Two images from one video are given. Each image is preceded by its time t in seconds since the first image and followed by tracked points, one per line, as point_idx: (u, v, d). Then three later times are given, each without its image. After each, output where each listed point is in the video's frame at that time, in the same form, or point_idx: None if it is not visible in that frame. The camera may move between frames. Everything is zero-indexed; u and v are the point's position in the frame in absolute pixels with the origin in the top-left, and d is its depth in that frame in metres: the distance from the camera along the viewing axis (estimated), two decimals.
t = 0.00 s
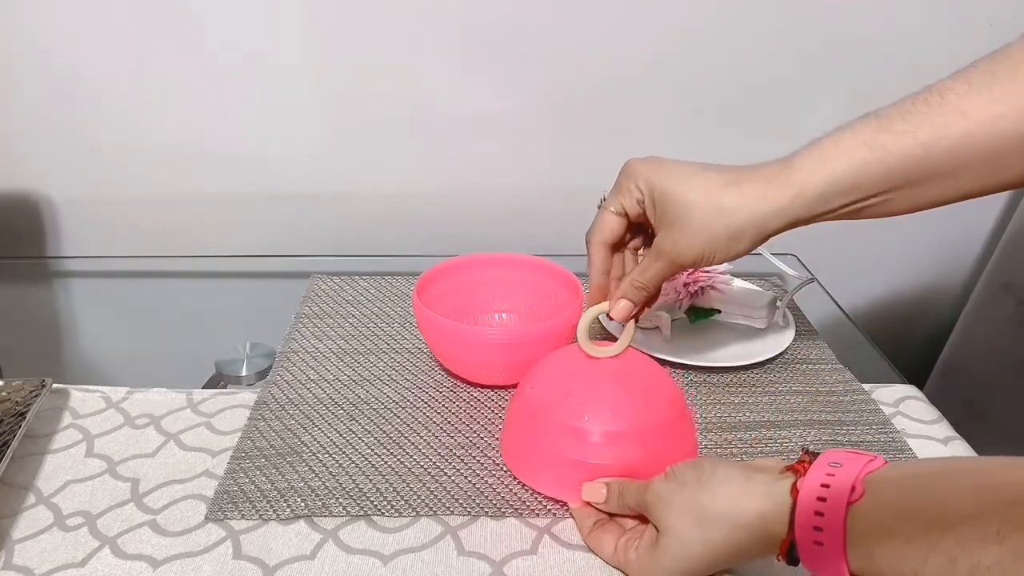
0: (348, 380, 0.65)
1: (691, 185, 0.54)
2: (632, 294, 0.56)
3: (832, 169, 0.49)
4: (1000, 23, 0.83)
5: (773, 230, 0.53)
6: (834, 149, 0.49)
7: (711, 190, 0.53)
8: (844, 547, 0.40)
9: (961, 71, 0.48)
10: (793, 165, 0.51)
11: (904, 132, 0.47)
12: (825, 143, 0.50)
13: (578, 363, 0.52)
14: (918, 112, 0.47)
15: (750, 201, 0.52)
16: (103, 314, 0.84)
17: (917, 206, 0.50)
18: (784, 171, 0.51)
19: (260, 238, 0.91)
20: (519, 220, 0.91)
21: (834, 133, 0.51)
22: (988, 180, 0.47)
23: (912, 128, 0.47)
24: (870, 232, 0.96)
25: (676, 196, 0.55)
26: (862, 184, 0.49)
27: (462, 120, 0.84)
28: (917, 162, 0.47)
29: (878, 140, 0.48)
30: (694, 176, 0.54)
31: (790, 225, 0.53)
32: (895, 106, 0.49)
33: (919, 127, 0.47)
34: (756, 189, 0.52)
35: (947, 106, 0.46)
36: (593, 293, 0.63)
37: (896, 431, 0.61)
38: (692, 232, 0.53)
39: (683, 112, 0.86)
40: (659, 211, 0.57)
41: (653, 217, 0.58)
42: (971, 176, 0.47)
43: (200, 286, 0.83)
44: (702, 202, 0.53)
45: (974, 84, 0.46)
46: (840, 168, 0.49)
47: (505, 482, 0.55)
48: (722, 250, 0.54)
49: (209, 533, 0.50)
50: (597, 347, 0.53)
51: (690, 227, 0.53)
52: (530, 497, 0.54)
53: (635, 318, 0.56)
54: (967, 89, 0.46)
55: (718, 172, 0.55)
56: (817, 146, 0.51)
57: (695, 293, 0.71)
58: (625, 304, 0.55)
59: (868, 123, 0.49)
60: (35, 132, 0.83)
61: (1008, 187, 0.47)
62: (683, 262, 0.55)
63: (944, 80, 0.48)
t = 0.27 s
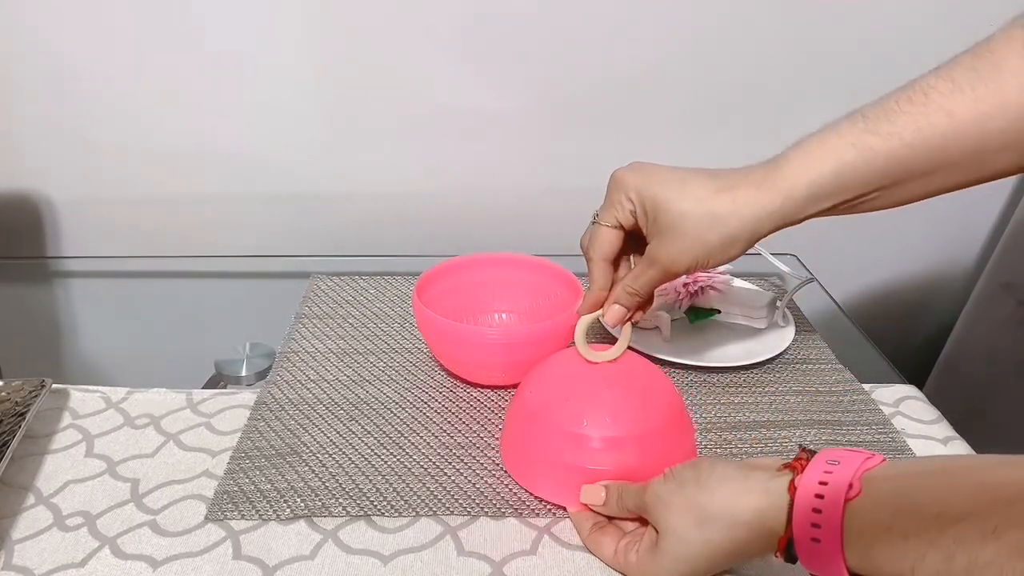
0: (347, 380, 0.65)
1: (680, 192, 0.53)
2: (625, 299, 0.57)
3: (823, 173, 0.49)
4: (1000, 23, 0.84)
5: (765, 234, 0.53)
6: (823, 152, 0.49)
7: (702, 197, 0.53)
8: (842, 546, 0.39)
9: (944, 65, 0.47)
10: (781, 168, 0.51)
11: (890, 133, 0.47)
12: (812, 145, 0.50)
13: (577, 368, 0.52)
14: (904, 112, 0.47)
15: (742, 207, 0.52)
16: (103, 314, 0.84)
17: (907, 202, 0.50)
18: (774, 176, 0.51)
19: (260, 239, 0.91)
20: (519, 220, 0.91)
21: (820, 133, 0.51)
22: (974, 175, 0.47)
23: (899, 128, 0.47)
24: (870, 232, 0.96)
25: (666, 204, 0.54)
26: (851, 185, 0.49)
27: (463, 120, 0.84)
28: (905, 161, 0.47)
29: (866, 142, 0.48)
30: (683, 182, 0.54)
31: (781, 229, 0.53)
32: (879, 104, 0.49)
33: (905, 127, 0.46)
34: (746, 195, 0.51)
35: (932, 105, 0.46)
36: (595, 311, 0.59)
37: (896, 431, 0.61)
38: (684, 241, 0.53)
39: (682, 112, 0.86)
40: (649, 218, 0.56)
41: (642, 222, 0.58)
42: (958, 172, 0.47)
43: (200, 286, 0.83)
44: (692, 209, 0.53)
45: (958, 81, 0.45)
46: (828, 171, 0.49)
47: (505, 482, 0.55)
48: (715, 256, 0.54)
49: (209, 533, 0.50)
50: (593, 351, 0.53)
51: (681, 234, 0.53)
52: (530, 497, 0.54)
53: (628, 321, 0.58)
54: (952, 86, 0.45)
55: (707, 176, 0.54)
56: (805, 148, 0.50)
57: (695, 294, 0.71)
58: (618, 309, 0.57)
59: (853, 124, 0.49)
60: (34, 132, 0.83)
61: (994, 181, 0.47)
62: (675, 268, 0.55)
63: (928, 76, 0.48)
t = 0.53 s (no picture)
0: (347, 381, 0.65)
1: (684, 202, 0.53)
2: (625, 306, 0.56)
3: (827, 182, 0.49)
4: (1001, 24, 0.84)
5: (770, 243, 0.53)
6: (829, 161, 0.49)
7: (707, 207, 0.52)
8: (843, 543, 0.39)
9: (944, 70, 0.48)
10: (786, 177, 0.51)
11: (896, 141, 0.47)
12: (817, 153, 0.50)
13: (578, 371, 0.52)
14: (909, 120, 0.47)
15: (748, 218, 0.51)
16: (102, 314, 0.84)
17: (907, 208, 0.51)
18: (780, 186, 0.51)
19: (260, 238, 0.91)
20: (519, 220, 0.91)
21: (822, 140, 0.51)
22: (975, 181, 0.48)
23: (904, 137, 0.47)
24: (870, 232, 0.96)
25: (670, 214, 0.53)
26: (856, 194, 0.49)
27: (462, 120, 0.84)
28: (909, 170, 0.47)
29: (871, 152, 0.48)
30: (686, 192, 0.53)
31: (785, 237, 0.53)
32: (882, 110, 0.49)
33: (911, 136, 0.47)
34: (752, 205, 0.51)
35: (937, 112, 0.46)
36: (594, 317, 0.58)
37: (895, 431, 0.61)
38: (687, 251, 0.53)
39: (682, 111, 0.85)
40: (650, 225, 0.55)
41: (643, 229, 0.57)
42: (960, 178, 0.48)
43: (199, 285, 0.83)
44: (697, 220, 0.52)
45: (961, 88, 0.46)
46: (834, 181, 0.49)
47: (505, 482, 0.55)
48: (718, 265, 0.54)
49: (209, 533, 0.50)
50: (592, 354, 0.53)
51: (687, 246, 0.53)
52: (530, 497, 0.53)
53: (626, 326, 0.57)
54: (956, 94, 0.46)
55: (710, 184, 0.53)
56: (809, 156, 0.50)
57: (695, 295, 0.72)
58: (617, 315, 0.57)
59: (856, 132, 0.49)
60: (33, 131, 0.83)
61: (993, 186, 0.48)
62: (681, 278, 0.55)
63: (929, 81, 0.48)
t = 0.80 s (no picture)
0: (347, 381, 0.65)
1: (681, 205, 0.53)
2: (622, 309, 0.57)
3: (827, 184, 0.49)
4: (1000, 24, 0.84)
5: (770, 245, 0.53)
6: (829, 163, 0.49)
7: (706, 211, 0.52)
8: (843, 542, 0.39)
9: (942, 71, 0.48)
10: (785, 179, 0.51)
11: (896, 143, 0.47)
12: (816, 155, 0.50)
13: (578, 372, 0.52)
14: (908, 121, 0.47)
15: (749, 221, 0.51)
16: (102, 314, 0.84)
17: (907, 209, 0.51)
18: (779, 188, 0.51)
19: (259, 238, 0.91)
20: (519, 220, 0.91)
21: (821, 142, 0.51)
22: (974, 182, 0.48)
23: (904, 138, 0.47)
24: (869, 232, 0.96)
25: (669, 217, 0.53)
26: (856, 197, 0.49)
27: (462, 120, 0.84)
28: (908, 172, 0.47)
29: (871, 154, 0.48)
30: (685, 195, 0.53)
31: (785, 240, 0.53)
32: (880, 111, 0.49)
33: (910, 138, 0.47)
34: (752, 207, 0.51)
35: (938, 113, 0.46)
36: (592, 319, 0.58)
37: (895, 430, 0.61)
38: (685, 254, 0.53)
39: (682, 112, 0.85)
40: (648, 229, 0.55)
41: (641, 232, 0.57)
42: (960, 179, 0.48)
43: (199, 285, 0.83)
44: (697, 223, 0.52)
45: (960, 89, 0.45)
46: (835, 184, 0.49)
47: (505, 482, 0.55)
48: (715, 268, 0.54)
49: (209, 533, 0.50)
50: (591, 355, 0.53)
51: (687, 249, 0.53)
52: (530, 497, 0.53)
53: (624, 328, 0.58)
54: (955, 95, 0.46)
55: (709, 187, 0.53)
56: (808, 158, 0.50)
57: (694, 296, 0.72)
58: (614, 318, 0.57)
59: (856, 134, 0.49)
60: (32, 132, 0.83)
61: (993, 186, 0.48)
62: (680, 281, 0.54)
63: (928, 83, 0.48)
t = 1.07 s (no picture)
0: (346, 381, 0.65)
1: (681, 208, 0.53)
2: (622, 311, 0.57)
3: (828, 187, 0.49)
4: (1001, 24, 0.84)
5: (771, 247, 0.53)
6: (829, 165, 0.49)
7: (706, 213, 0.52)
8: (843, 541, 0.39)
9: (942, 71, 0.48)
10: (785, 182, 0.51)
11: (896, 144, 0.47)
12: (816, 157, 0.50)
13: (578, 374, 0.52)
14: (908, 123, 0.47)
15: (749, 223, 0.51)
16: (101, 314, 0.84)
17: (907, 210, 0.51)
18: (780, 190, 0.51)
19: (259, 239, 0.91)
20: (519, 220, 0.91)
21: (821, 143, 0.51)
22: (975, 182, 0.48)
23: (904, 139, 0.47)
24: (869, 232, 0.96)
25: (669, 220, 0.53)
26: (855, 199, 0.49)
27: (462, 120, 0.84)
28: (909, 172, 0.47)
29: (871, 155, 0.48)
30: (684, 197, 0.53)
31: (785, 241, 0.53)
32: (880, 112, 0.48)
33: (911, 139, 0.47)
34: (752, 209, 0.51)
35: (938, 114, 0.46)
36: (592, 321, 0.59)
37: (895, 430, 0.61)
38: (685, 257, 0.53)
39: (681, 112, 0.85)
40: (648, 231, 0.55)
41: (641, 234, 0.57)
42: (961, 179, 0.48)
43: (199, 286, 0.83)
44: (698, 226, 0.52)
45: (960, 90, 0.45)
46: (835, 186, 0.49)
47: (505, 482, 0.55)
48: (715, 271, 0.54)
49: (209, 533, 0.50)
50: (592, 356, 0.53)
51: (688, 251, 0.53)
52: (529, 497, 0.53)
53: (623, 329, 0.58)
54: (955, 96, 0.45)
55: (709, 189, 0.53)
56: (808, 160, 0.50)
57: (693, 295, 0.72)
58: (614, 319, 0.57)
59: (855, 136, 0.49)
60: (32, 133, 0.83)
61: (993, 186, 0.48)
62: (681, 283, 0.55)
63: (928, 84, 0.47)
